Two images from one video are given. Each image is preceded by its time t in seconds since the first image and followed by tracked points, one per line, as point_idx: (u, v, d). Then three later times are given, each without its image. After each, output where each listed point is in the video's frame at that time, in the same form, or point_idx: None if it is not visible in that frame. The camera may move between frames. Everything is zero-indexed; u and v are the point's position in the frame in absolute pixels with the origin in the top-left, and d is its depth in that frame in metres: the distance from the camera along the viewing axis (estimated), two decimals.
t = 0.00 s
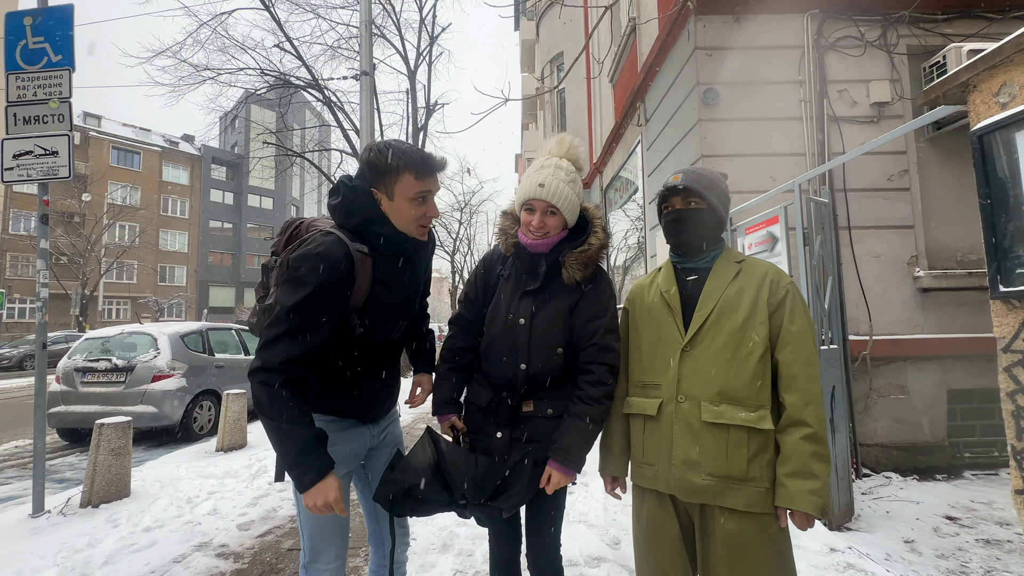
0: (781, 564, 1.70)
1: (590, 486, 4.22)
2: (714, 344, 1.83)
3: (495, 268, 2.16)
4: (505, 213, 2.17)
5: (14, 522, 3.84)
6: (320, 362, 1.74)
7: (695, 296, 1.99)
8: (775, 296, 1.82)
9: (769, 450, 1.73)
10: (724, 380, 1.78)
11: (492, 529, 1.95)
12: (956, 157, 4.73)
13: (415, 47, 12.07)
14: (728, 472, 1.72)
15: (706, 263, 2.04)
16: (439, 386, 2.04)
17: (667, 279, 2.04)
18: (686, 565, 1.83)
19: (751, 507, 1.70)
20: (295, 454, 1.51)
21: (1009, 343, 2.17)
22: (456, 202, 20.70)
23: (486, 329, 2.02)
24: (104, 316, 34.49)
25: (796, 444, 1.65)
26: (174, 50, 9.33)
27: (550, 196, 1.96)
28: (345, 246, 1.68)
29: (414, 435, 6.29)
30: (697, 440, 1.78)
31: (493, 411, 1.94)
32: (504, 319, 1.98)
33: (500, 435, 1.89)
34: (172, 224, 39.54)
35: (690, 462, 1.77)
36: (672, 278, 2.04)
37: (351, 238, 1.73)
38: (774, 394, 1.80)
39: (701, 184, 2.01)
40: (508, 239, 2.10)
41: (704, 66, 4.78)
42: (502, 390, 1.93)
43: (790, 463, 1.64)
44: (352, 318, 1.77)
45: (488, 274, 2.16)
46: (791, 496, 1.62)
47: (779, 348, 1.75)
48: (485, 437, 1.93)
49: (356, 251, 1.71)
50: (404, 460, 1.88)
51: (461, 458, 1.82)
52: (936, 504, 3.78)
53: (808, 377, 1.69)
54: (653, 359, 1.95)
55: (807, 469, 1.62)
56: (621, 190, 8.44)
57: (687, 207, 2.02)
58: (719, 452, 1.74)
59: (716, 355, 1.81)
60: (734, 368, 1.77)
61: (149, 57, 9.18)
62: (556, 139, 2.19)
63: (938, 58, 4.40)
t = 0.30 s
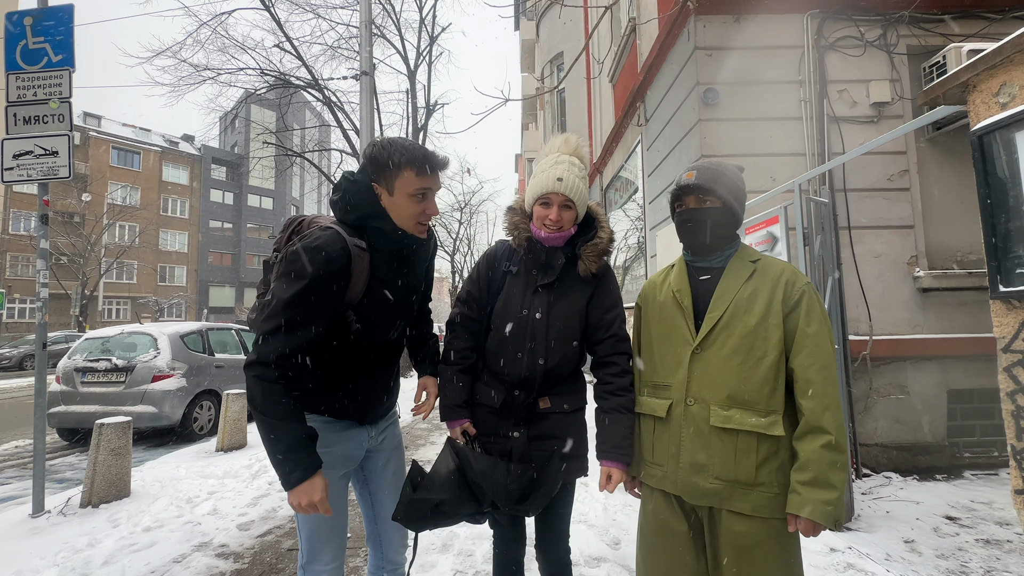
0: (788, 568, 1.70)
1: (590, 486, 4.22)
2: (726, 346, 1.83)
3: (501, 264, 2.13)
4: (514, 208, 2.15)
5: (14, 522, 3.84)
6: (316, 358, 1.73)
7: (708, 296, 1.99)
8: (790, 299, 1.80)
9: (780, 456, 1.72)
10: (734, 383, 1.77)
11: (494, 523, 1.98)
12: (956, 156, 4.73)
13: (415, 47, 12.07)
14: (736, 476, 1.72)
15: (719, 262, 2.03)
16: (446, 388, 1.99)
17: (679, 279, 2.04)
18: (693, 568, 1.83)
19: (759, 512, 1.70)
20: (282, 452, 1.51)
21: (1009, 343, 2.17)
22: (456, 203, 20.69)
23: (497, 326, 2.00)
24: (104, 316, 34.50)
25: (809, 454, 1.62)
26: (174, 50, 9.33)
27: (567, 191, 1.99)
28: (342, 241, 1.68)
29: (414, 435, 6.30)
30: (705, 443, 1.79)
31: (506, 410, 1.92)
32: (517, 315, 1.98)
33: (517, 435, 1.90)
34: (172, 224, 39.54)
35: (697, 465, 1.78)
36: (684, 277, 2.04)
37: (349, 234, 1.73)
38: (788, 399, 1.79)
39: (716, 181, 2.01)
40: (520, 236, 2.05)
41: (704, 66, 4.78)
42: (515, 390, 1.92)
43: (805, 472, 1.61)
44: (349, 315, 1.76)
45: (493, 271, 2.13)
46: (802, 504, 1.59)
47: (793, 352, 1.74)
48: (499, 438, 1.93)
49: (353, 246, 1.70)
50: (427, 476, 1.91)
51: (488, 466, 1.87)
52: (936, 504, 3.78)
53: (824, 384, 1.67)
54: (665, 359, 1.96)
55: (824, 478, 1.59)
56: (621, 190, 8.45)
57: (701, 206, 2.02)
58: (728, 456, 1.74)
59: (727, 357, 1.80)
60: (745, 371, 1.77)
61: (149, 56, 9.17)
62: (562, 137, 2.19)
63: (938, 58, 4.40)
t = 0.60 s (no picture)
0: (786, 564, 1.70)
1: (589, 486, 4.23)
2: (713, 347, 1.82)
3: (489, 272, 2.18)
4: (495, 214, 2.14)
5: (14, 522, 3.84)
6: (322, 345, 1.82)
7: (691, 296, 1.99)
8: (770, 295, 1.83)
9: (769, 453, 1.73)
10: (722, 382, 1.78)
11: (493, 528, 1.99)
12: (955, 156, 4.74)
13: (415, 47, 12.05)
14: (730, 476, 1.72)
15: (701, 263, 2.03)
16: (444, 396, 2.07)
17: (661, 279, 2.02)
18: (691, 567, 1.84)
19: (754, 510, 1.70)
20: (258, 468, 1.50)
21: (1009, 343, 2.17)
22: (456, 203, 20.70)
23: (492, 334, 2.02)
24: (104, 316, 34.49)
25: (797, 448, 1.65)
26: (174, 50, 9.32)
27: (546, 198, 1.96)
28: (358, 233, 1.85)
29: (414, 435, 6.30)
30: (698, 445, 1.78)
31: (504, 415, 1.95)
32: (507, 323, 1.98)
33: (513, 440, 1.93)
34: (172, 224, 39.53)
35: (692, 468, 1.77)
36: (666, 278, 2.03)
37: (370, 227, 1.87)
38: (772, 394, 1.81)
39: (699, 183, 2.03)
40: (502, 242, 2.09)
41: (704, 66, 4.77)
42: (509, 395, 1.93)
43: (791, 465, 1.64)
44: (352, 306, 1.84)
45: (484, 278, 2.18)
46: (788, 498, 1.63)
47: (777, 348, 1.76)
48: (498, 442, 1.96)
49: (366, 238, 1.83)
50: (429, 487, 1.91)
51: (490, 485, 1.84)
52: (936, 504, 3.78)
53: (806, 378, 1.71)
54: (651, 361, 1.95)
55: (808, 471, 1.63)
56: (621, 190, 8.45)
57: (685, 207, 2.03)
58: (720, 457, 1.74)
59: (716, 357, 1.80)
60: (732, 370, 1.78)
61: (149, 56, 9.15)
62: (539, 131, 2.17)
63: (938, 58, 4.40)
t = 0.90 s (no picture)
0: (787, 564, 1.70)
1: (589, 486, 4.23)
2: (714, 347, 1.82)
3: (489, 273, 2.17)
4: (495, 216, 2.14)
5: (14, 522, 3.84)
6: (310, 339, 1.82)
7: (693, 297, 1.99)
8: (772, 295, 1.83)
9: (770, 453, 1.73)
10: (724, 383, 1.78)
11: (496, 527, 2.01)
12: (955, 156, 4.74)
13: (415, 47, 12.01)
14: (732, 477, 1.72)
15: (702, 263, 2.03)
16: (447, 396, 2.07)
17: (662, 280, 2.02)
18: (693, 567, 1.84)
19: (756, 511, 1.70)
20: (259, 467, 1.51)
21: (1009, 343, 2.17)
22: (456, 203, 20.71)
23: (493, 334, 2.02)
24: (104, 316, 34.50)
25: (799, 448, 1.65)
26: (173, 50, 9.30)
27: (545, 199, 1.96)
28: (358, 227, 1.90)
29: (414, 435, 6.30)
30: (701, 446, 1.78)
31: (504, 414, 1.97)
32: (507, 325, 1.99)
33: (515, 437, 1.94)
34: (172, 224, 39.52)
35: (694, 469, 1.77)
36: (667, 279, 2.03)
37: (370, 224, 1.87)
38: (773, 394, 1.81)
39: (700, 181, 2.03)
40: (502, 244, 2.09)
41: (704, 66, 4.77)
42: (512, 394, 1.95)
43: (792, 465, 1.64)
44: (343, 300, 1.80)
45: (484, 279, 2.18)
46: (790, 498, 1.63)
47: (778, 349, 1.76)
48: (497, 439, 1.98)
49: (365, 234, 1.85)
50: (436, 488, 1.96)
51: (493, 484, 1.86)
52: (936, 504, 3.78)
53: (808, 378, 1.71)
54: (652, 362, 1.94)
55: (811, 471, 1.63)
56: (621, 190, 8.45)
57: (686, 205, 2.02)
58: (722, 458, 1.74)
59: (717, 358, 1.80)
60: (734, 369, 1.78)
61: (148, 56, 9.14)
62: (538, 132, 2.17)
63: (937, 58, 4.39)
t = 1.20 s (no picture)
0: (788, 566, 1.70)
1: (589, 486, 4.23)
2: (714, 348, 1.82)
3: (489, 274, 2.17)
4: (495, 219, 2.15)
5: (14, 522, 3.84)
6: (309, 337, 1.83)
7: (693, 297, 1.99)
8: (772, 295, 1.83)
9: (772, 455, 1.73)
10: (724, 383, 1.78)
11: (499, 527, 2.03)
12: (955, 156, 4.74)
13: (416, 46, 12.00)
14: (733, 478, 1.72)
15: (702, 263, 2.04)
16: (451, 396, 2.08)
17: (662, 280, 2.02)
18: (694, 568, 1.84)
19: (757, 512, 1.69)
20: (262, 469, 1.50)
21: (1009, 343, 2.17)
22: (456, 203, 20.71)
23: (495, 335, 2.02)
24: (104, 316, 34.50)
25: (800, 449, 1.65)
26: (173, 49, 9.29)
27: (546, 203, 1.96)
28: (355, 228, 1.91)
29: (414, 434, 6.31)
30: (701, 448, 1.78)
31: (507, 414, 1.96)
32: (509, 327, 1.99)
33: (519, 437, 1.93)
34: (172, 224, 39.52)
35: (695, 470, 1.77)
36: (668, 279, 2.03)
37: (366, 224, 1.87)
38: (774, 396, 1.81)
39: (701, 182, 2.03)
40: (503, 246, 2.09)
41: (704, 66, 4.77)
42: (515, 394, 1.94)
43: (793, 466, 1.64)
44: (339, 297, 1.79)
45: (484, 278, 2.18)
46: (791, 499, 1.63)
47: (779, 349, 1.76)
48: (499, 439, 1.97)
49: (362, 234, 1.87)
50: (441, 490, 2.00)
51: (497, 485, 1.89)
52: (936, 504, 3.78)
53: (809, 379, 1.71)
54: (652, 362, 1.94)
55: (812, 473, 1.63)
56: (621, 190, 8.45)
57: (687, 206, 2.03)
58: (723, 459, 1.74)
59: (717, 358, 1.80)
60: (735, 370, 1.78)
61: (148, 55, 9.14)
62: (536, 133, 2.17)
63: (937, 58, 4.39)
